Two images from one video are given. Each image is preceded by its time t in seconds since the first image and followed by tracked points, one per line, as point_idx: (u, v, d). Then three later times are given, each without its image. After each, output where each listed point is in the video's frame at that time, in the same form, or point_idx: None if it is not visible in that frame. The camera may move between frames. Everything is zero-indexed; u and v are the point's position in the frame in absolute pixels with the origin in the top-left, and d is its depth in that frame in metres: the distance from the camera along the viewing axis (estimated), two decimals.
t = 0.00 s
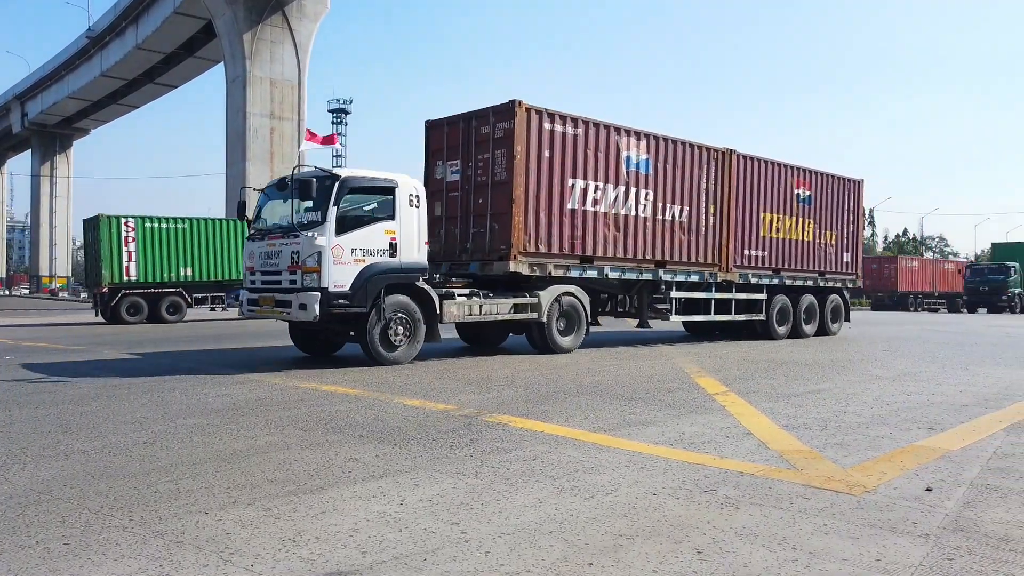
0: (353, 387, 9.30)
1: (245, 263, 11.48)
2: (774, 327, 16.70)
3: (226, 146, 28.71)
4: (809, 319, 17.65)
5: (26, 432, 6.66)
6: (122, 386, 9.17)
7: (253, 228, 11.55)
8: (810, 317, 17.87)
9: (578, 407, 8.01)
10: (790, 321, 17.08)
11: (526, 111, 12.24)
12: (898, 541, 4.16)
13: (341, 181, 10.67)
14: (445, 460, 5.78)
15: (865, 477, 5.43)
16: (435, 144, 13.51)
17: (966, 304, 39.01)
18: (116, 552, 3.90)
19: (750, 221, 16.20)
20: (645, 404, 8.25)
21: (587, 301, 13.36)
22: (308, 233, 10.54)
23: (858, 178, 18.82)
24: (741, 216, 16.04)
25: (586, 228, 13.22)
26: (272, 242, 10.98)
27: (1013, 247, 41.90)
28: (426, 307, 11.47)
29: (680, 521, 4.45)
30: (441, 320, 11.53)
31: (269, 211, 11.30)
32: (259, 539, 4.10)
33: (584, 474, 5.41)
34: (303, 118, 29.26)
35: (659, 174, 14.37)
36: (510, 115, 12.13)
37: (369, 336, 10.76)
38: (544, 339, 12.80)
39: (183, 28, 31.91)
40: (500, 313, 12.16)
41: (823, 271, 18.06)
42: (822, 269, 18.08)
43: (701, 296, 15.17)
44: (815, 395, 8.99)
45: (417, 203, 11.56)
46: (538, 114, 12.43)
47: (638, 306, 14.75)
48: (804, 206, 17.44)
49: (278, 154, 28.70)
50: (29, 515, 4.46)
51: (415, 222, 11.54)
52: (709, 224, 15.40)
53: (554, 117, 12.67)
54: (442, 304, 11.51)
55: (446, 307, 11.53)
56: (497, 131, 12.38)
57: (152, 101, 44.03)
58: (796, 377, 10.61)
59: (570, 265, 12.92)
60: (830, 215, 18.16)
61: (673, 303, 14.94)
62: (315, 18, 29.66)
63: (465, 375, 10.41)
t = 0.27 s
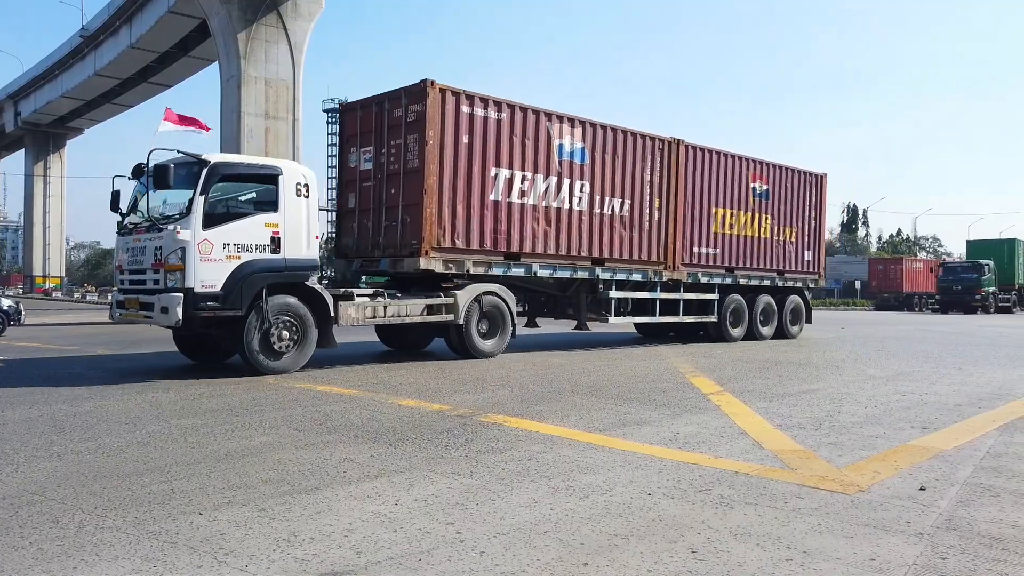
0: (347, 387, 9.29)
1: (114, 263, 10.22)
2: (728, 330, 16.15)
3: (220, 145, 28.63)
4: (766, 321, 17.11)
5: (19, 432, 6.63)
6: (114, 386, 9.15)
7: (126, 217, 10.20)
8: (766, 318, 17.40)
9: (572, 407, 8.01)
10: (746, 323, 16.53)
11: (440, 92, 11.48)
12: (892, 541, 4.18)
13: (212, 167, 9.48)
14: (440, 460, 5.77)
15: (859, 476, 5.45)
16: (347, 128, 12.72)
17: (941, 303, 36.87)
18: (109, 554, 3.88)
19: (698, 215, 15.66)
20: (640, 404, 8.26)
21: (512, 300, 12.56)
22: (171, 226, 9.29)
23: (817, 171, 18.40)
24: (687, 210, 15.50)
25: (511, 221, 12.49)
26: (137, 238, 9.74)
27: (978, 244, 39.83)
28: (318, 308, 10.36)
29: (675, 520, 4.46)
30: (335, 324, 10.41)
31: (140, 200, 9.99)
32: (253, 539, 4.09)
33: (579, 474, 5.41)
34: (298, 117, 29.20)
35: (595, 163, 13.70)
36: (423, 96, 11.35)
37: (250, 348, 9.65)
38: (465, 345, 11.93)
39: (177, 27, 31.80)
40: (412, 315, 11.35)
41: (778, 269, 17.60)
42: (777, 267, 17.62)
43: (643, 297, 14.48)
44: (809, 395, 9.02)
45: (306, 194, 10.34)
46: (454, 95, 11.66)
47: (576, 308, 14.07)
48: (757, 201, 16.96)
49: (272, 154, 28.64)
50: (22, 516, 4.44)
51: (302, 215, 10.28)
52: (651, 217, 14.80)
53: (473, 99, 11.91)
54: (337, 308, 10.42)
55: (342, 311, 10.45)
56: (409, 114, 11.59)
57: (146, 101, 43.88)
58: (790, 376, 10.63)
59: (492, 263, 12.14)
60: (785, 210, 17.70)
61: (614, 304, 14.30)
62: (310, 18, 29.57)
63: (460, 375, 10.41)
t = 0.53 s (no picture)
0: (342, 387, 9.28)
1: None
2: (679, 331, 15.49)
3: (215, 145, 28.56)
4: (721, 322, 16.41)
5: (12, 433, 6.61)
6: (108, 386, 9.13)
7: None
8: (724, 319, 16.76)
9: (567, 407, 8.01)
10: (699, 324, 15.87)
11: (342, 71, 10.52)
12: (886, 540, 4.19)
13: (55, 150, 8.34)
14: (436, 460, 5.77)
15: (853, 476, 5.47)
16: (251, 112, 11.78)
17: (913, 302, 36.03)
18: (103, 554, 3.87)
19: (645, 209, 14.84)
20: (635, 403, 8.26)
21: (427, 302, 11.45)
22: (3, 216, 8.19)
23: (780, 164, 17.63)
24: (635, 204, 14.68)
25: (428, 213, 11.52)
26: None
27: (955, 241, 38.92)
28: (191, 311, 9.35)
29: (670, 520, 4.46)
30: (209, 327, 9.42)
31: None
32: (248, 540, 4.08)
33: (575, 474, 5.42)
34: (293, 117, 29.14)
35: (527, 152, 12.80)
36: (321, 75, 10.36)
37: (103, 361, 8.56)
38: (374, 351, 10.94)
39: (171, 26, 31.70)
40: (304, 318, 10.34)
41: (736, 267, 16.81)
42: (734, 265, 16.84)
43: (581, 297, 13.74)
44: (804, 395, 9.04)
45: (175, 180, 9.14)
46: (357, 75, 10.67)
47: (508, 308, 13.17)
48: (713, 194, 16.13)
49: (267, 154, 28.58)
50: (15, 516, 4.42)
51: (168, 203, 9.10)
52: (590, 211, 13.91)
53: (382, 79, 10.95)
54: (211, 309, 9.41)
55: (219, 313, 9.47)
56: (308, 95, 10.61)
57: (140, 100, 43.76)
58: (785, 377, 10.64)
59: (404, 261, 11.23)
60: (745, 205, 16.89)
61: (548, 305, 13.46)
62: (305, 17, 29.50)
63: (456, 374, 10.40)
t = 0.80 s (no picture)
0: (337, 387, 9.28)
1: None
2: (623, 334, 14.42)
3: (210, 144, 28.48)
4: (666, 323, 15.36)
5: (7, 433, 6.58)
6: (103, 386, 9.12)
7: None
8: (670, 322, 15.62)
9: (563, 407, 8.01)
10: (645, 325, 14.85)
11: (211, 41, 9.28)
12: (881, 539, 4.20)
13: None
14: (432, 460, 5.77)
15: (847, 475, 5.48)
16: (122, 90, 10.42)
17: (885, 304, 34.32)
18: (98, 555, 3.87)
19: (580, 202, 13.70)
20: (630, 403, 8.27)
21: (321, 303, 10.38)
22: None
23: (734, 155, 16.61)
24: (567, 197, 13.56)
25: (318, 205, 10.24)
26: None
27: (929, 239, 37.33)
28: (18, 317, 8.19)
29: (665, 519, 4.47)
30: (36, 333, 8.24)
31: None
32: (243, 540, 4.08)
33: (571, 474, 5.42)
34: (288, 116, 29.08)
35: (439, 136, 11.53)
36: (186, 46, 9.13)
37: None
38: (251, 359, 9.80)
39: (166, 25, 31.58)
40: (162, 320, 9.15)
41: (682, 265, 15.69)
42: (681, 262, 15.72)
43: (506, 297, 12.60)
44: (799, 394, 9.06)
45: None
46: (229, 45, 9.42)
47: (425, 309, 12.09)
48: (657, 186, 15.03)
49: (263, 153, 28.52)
50: (9, 517, 4.41)
51: None
52: (514, 204, 12.71)
53: (261, 52, 9.69)
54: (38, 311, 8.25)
55: (51, 317, 8.33)
56: (174, 69, 9.38)
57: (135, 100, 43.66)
58: (780, 376, 10.67)
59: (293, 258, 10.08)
60: (694, 198, 15.82)
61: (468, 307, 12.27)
62: (301, 17, 29.41)
63: (451, 375, 10.40)
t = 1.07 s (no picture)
0: (332, 387, 9.26)
1: None
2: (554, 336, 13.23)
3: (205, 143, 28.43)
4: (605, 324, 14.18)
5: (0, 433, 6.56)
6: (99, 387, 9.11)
7: None
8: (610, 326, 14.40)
9: (558, 407, 8.01)
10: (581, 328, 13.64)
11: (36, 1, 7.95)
12: (875, 539, 4.21)
13: None
14: (427, 460, 5.76)
15: (841, 474, 5.50)
16: None
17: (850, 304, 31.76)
18: (92, 555, 3.86)
19: (501, 193, 12.45)
20: (625, 403, 8.28)
21: (183, 306, 9.18)
22: None
23: (682, 145, 15.49)
24: (489, 187, 12.32)
25: (178, 193, 8.93)
26: None
27: (903, 235, 34.82)
28: None
29: (660, 519, 4.48)
30: None
31: None
32: (238, 541, 4.07)
33: (566, 474, 5.42)
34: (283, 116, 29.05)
35: (332, 116, 10.23)
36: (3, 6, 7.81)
37: None
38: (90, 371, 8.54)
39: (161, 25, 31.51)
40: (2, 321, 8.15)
41: (624, 262, 14.47)
42: (623, 259, 14.51)
43: (412, 297, 11.31)
44: (794, 394, 9.08)
45: None
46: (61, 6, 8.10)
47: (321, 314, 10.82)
48: (593, 177, 13.80)
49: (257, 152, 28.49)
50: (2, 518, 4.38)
51: None
52: (424, 194, 11.42)
53: (105, 16, 8.37)
54: None
55: None
56: None
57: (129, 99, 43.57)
58: (775, 376, 10.70)
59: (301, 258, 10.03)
60: (639, 191, 14.64)
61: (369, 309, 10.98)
62: (296, 16, 29.37)
63: (446, 375, 10.39)
